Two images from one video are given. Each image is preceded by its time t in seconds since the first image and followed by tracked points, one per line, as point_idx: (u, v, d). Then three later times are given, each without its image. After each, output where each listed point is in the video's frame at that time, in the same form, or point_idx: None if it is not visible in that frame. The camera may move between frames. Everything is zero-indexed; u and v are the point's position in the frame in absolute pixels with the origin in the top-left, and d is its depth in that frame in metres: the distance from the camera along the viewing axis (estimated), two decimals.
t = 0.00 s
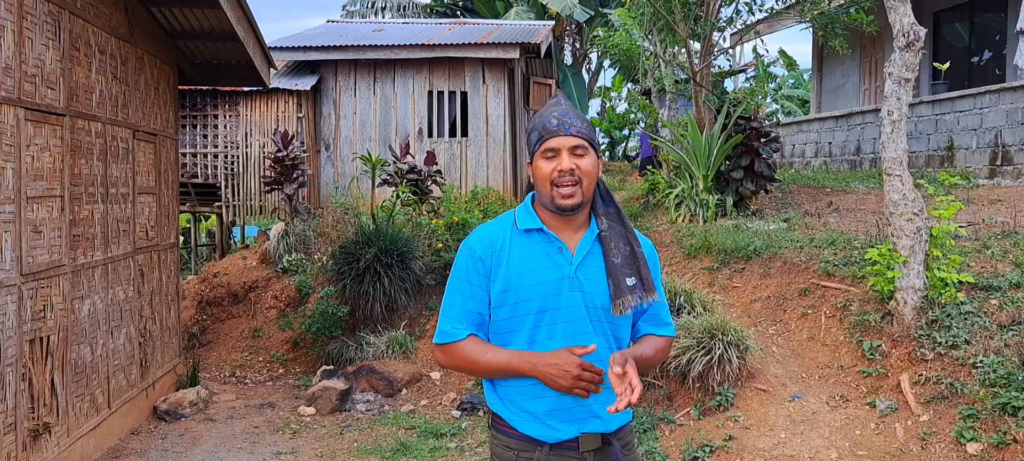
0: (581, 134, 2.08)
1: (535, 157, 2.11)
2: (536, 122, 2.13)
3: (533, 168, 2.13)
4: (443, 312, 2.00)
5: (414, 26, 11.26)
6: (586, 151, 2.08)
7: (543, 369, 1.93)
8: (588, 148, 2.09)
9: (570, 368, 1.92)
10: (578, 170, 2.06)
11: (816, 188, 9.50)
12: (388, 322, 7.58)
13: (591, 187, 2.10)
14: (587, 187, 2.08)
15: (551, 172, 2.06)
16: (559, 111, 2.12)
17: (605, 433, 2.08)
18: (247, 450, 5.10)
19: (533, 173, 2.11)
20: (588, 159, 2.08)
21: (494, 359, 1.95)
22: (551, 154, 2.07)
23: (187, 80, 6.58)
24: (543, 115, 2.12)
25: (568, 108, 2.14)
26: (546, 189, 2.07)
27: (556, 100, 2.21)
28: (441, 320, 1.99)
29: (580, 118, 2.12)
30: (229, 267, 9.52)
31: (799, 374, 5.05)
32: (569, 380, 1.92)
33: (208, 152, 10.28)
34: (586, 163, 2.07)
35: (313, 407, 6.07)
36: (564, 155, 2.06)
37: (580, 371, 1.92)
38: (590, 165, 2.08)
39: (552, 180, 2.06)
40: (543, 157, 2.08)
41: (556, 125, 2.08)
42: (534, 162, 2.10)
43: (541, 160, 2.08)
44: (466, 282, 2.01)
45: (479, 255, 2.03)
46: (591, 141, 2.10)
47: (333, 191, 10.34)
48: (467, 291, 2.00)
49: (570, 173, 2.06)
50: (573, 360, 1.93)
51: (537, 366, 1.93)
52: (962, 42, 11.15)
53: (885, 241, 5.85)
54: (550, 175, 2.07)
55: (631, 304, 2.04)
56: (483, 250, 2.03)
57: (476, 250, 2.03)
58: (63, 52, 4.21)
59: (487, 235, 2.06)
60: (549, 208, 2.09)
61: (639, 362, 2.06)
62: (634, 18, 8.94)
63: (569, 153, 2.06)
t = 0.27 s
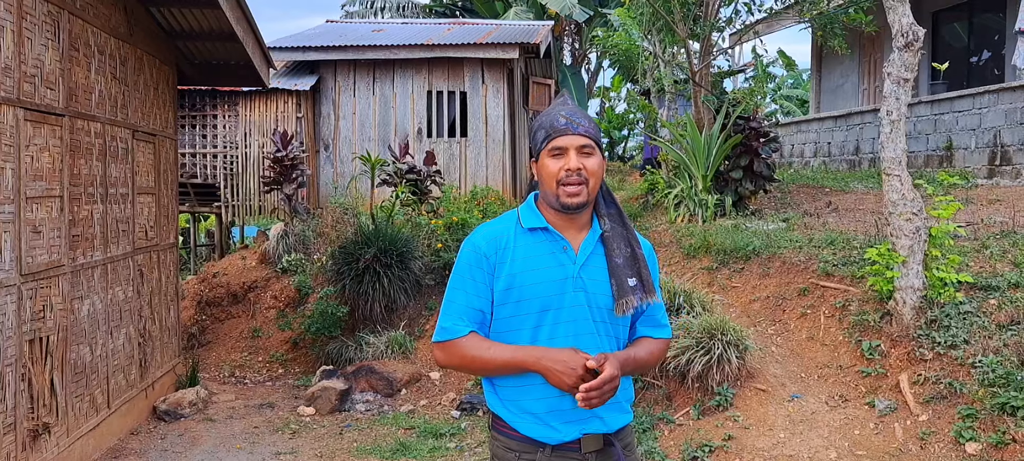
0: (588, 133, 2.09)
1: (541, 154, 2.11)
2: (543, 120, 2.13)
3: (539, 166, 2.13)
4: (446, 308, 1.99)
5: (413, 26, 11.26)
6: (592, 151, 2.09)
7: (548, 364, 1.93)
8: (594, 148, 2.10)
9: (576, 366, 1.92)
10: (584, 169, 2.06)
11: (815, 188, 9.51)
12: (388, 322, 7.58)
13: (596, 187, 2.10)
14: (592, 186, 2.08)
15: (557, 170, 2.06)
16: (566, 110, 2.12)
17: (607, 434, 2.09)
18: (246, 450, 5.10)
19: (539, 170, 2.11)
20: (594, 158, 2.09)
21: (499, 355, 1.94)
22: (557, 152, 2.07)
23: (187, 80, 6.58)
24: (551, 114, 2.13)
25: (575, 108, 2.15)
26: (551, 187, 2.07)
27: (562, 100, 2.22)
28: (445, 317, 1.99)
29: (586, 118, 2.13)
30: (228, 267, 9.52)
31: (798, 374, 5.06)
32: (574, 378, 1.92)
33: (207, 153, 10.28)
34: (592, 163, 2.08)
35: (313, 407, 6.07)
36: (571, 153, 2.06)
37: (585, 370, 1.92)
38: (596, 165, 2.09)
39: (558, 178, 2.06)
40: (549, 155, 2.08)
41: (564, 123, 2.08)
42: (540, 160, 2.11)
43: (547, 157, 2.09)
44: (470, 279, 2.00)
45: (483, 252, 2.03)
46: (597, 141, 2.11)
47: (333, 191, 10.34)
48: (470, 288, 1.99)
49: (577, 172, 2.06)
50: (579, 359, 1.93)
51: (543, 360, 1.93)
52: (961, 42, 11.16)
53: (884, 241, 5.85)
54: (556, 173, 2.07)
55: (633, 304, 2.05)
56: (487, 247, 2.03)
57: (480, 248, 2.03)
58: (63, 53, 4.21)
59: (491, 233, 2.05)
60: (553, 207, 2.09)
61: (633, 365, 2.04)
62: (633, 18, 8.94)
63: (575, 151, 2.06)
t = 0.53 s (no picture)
0: (586, 133, 2.09)
1: (540, 155, 2.11)
2: (541, 121, 2.14)
3: (538, 166, 2.13)
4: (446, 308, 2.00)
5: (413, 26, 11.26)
6: (591, 150, 2.09)
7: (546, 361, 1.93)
8: (593, 147, 2.10)
9: (571, 357, 1.91)
10: (583, 169, 2.06)
11: (814, 189, 9.51)
12: (387, 322, 7.57)
13: (595, 186, 2.10)
14: (592, 186, 2.08)
15: (557, 171, 2.06)
16: (564, 110, 2.12)
17: (606, 435, 2.09)
18: (246, 450, 5.10)
19: (538, 171, 2.11)
20: (593, 158, 2.09)
21: (498, 358, 1.95)
22: (557, 152, 2.07)
23: (186, 81, 6.58)
24: (549, 114, 2.13)
25: (573, 108, 2.15)
26: (550, 187, 2.07)
27: (561, 100, 2.22)
28: (445, 318, 1.99)
29: (585, 117, 2.12)
30: (228, 268, 9.52)
31: (797, 374, 5.06)
32: (571, 371, 1.91)
33: (206, 153, 10.28)
34: (591, 163, 2.08)
35: (312, 407, 6.07)
36: (570, 153, 2.06)
37: (580, 359, 1.91)
38: (595, 165, 2.08)
39: (557, 179, 2.06)
40: (548, 156, 2.08)
41: (562, 123, 2.08)
42: (539, 161, 2.11)
43: (546, 158, 2.09)
44: (469, 280, 2.01)
45: (483, 254, 2.03)
46: (596, 141, 2.11)
47: (332, 192, 10.35)
48: (470, 289, 2.00)
49: (576, 172, 2.06)
50: (572, 350, 1.92)
51: (541, 363, 1.94)
52: (960, 42, 11.17)
53: (884, 241, 5.86)
54: (555, 173, 2.07)
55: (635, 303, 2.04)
56: (487, 249, 2.04)
57: (480, 249, 2.03)
58: (63, 53, 4.21)
59: (491, 234, 2.06)
60: (553, 207, 2.09)
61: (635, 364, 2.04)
62: (632, 18, 8.94)
63: (574, 152, 2.06)
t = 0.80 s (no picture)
0: (578, 134, 2.08)
1: (533, 158, 2.11)
2: (533, 124, 2.14)
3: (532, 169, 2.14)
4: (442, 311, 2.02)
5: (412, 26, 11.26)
6: (583, 151, 2.08)
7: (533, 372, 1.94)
8: (585, 148, 2.09)
9: (554, 367, 1.91)
10: (575, 170, 2.06)
11: (813, 189, 9.52)
12: (387, 323, 7.57)
13: (589, 187, 2.09)
14: (585, 187, 2.08)
15: (549, 173, 2.07)
16: (555, 112, 2.12)
17: (604, 436, 2.08)
18: (245, 451, 5.10)
19: (531, 174, 2.11)
20: (585, 158, 2.08)
21: (494, 365, 1.97)
22: (548, 155, 2.07)
23: (185, 82, 6.58)
24: (540, 117, 2.13)
25: (564, 109, 2.14)
26: (543, 190, 2.07)
27: (554, 100, 2.22)
28: (442, 321, 2.01)
29: (577, 118, 2.12)
30: (227, 268, 9.52)
31: (797, 375, 5.07)
32: (556, 381, 1.91)
33: (205, 154, 10.27)
34: (584, 163, 2.07)
35: (312, 408, 6.06)
36: (561, 156, 2.06)
37: (562, 368, 1.90)
38: (588, 165, 2.08)
39: (550, 182, 2.07)
40: (540, 159, 2.08)
41: (553, 126, 2.08)
42: (531, 164, 2.11)
43: (538, 161, 2.09)
44: (465, 284, 2.02)
45: (479, 257, 2.04)
46: (589, 141, 2.10)
47: (331, 192, 10.34)
48: (466, 293, 2.01)
49: (568, 174, 2.06)
50: (556, 359, 1.91)
51: (532, 374, 1.94)
52: (959, 43, 11.18)
53: (883, 241, 5.87)
54: (547, 176, 2.07)
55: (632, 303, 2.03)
56: (483, 252, 2.04)
57: (475, 252, 2.04)
58: (62, 54, 4.21)
59: (487, 237, 2.07)
60: (548, 209, 2.09)
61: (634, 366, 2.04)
62: (632, 18, 8.94)
63: (566, 154, 2.06)
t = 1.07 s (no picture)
0: (572, 135, 2.08)
1: (528, 161, 2.11)
2: (528, 125, 2.14)
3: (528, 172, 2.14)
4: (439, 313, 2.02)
5: (411, 26, 11.26)
6: (578, 151, 2.08)
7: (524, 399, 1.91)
8: (580, 149, 2.09)
9: (544, 406, 1.87)
10: (570, 171, 2.06)
11: (812, 189, 9.52)
12: (386, 323, 7.56)
13: (585, 188, 2.09)
14: (580, 188, 2.08)
15: (544, 175, 2.07)
16: (549, 113, 2.12)
17: (601, 436, 2.07)
18: (245, 451, 5.10)
19: (527, 176, 2.11)
20: (580, 159, 2.08)
21: (489, 383, 1.96)
22: (543, 157, 2.07)
23: (184, 82, 6.57)
24: (534, 118, 2.13)
25: (559, 110, 2.14)
26: (539, 191, 2.07)
27: (549, 101, 2.22)
28: (439, 323, 2.02)
29: (571, 118, 2.12)
30: (226, 269, 9.52)
31: (796, 375, 5.07)
32: (543, 419, 1.88)
33: (204, 154, 10.27)
34: (579, 164, 2.07)
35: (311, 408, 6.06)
36: (556, 157, 2.06)
37: (552, 409, 1.87)
38: (582, 166, 2.08)
39: (545, 183, 2.07)
40: (536, 161, 2.08)
41: (547, 127, 2.08)
42: (526, 166, 2.11)
43: (534, 163, 2.09)
44: (462, 285, 2.03)
45: (476, 258, 2.05)
46: (583, 141, 2.10)
47: (330, 193, 10.34)
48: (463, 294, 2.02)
49: (563, 175, 2.06)
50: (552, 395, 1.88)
51: (524, 402, 1.91)
52: (958, 43, 11.19)
53: (882, 242, 5.87)
54: (543, 178, 2.07)
55: (630, 302, 2.02)
56: (480, 254, 2.05)
57: (473, 254, 2.05)
58: (60, 55, 4.21)
59: (484, 239, 2.07)
60: (545, 211, 2.09)
61: (632, 367, 2.03)
62: (631, 19, 8.95)
63: (560, 155, 2.06)
